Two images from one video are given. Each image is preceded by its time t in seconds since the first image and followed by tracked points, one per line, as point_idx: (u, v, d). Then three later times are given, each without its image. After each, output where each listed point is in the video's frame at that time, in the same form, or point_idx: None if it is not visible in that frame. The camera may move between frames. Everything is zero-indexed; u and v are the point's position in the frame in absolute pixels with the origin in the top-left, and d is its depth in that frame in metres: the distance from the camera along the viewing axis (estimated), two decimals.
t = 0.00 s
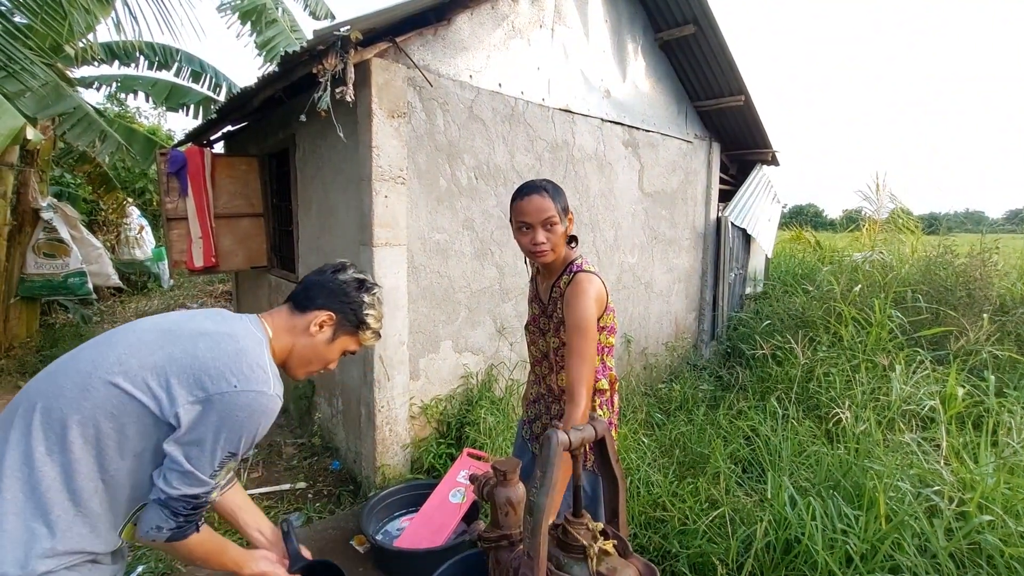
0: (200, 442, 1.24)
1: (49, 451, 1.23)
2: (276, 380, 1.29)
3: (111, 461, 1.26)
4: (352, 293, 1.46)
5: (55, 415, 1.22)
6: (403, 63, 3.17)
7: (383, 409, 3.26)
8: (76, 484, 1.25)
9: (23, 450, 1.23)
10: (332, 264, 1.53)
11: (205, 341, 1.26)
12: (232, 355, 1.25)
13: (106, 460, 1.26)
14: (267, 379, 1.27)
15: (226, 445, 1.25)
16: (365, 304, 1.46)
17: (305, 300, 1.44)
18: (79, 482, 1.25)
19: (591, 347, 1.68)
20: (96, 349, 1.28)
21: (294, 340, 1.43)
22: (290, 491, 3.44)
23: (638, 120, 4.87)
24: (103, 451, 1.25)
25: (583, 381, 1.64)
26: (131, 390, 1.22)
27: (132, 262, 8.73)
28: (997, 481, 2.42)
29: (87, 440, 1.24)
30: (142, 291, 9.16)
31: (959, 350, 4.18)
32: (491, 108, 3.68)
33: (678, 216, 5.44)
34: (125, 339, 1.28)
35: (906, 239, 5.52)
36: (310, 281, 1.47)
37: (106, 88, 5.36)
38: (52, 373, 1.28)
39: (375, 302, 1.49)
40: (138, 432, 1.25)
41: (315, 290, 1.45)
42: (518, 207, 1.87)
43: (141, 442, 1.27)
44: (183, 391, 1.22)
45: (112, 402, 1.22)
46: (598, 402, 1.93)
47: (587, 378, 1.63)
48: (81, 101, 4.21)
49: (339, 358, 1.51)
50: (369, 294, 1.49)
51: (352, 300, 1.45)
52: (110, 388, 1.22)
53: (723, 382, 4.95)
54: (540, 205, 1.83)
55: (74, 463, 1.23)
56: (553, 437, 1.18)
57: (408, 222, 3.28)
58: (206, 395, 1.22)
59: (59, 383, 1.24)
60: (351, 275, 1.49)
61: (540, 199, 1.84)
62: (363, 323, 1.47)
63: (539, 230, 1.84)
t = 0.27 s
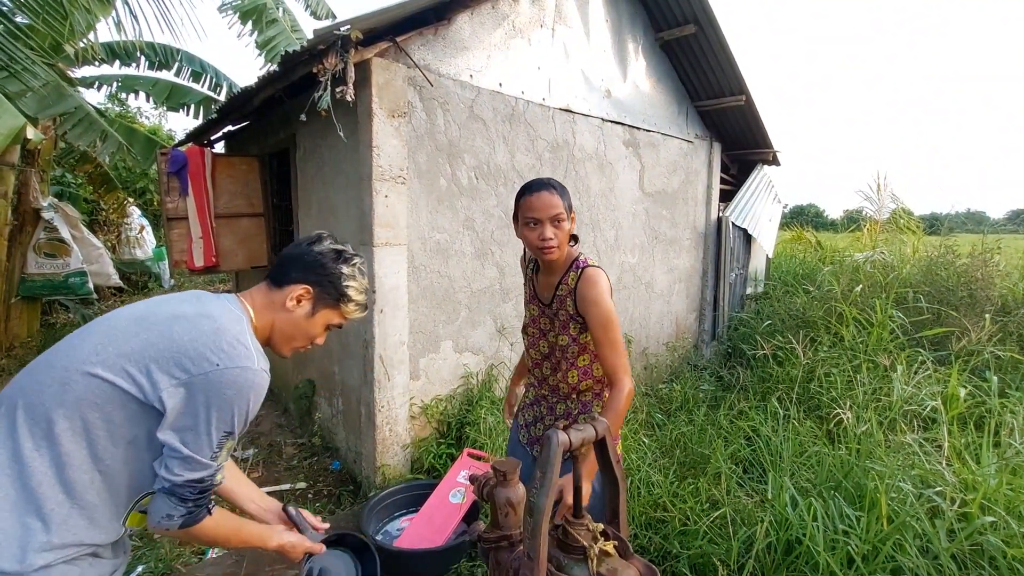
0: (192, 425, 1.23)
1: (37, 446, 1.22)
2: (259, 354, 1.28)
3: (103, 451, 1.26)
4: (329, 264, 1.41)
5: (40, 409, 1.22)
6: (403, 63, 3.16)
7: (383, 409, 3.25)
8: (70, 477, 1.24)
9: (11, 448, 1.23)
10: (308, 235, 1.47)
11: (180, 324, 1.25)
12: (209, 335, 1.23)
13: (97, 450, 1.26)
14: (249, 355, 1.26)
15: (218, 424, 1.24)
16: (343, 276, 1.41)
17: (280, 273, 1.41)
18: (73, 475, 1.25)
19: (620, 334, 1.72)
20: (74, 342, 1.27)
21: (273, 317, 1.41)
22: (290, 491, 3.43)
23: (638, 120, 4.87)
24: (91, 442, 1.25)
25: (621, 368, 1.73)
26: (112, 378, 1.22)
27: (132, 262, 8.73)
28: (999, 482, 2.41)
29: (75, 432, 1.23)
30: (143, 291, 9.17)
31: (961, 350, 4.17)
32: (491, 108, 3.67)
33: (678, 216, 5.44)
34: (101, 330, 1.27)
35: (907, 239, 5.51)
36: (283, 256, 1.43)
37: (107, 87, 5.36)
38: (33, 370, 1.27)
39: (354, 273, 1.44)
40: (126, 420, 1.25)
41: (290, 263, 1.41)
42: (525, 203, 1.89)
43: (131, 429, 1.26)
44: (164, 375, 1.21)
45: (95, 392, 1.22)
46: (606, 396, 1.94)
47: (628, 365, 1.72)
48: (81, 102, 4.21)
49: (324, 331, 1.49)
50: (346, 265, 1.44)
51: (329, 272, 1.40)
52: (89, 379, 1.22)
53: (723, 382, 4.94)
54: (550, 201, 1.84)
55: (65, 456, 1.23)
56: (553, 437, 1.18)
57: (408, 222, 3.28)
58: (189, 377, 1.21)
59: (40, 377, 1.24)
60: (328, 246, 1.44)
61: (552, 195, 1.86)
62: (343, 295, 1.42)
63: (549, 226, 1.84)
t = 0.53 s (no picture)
0: (185, 414, 1.23)
1: (29, 443, 1.23)
2: (247, 339, 1.29)
3: (96, 445, 1.26)
4: (308, 245, 1.41)
5: (30, 407, 1.23)
6: (404, 64, 3.16)
7: (385, 410, 3.25)
8: (65, 472, 1.25)
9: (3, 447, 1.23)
10: (286, 219, 1.47)
11: (166, 314, 1.25)
12: (195, 323, 1.24)
13: (90, 445, 1.26)
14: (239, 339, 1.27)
15: (214, 411, 1.24)
16: (325, 255, 1.41)
17: (263, 261, 1.41)
18: (67, 470, 1.25)
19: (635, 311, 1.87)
20: (61, 340, 1.28)
21: (261, 304, 1.40)
22: (292, 492, 3.44)
23: (639, 120, 4.87)
24: (84, 436, 1.25)
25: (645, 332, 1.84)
26: (100, 371, 1.22)
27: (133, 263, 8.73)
28: (1001, 482, 2.41)
29: (67, 427, 1.24)
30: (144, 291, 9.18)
31: (963, 350, 4.17)
32: (492, 108, 3.67)
33: (679, 216, 5.44)
34: (88, 326, 1.27)
35: (909, 239, 5.50)
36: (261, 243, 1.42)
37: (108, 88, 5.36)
38: (22, 370, 1.28)
39: (336, 251, 1.44)
40: (118, 413, 1.25)
41: (270, 249, 1.41)
42: (526, 200, 1.90)
43: (125, 422, 1.26)
44: (154, 365, 1.22)
45: (85, 386, 1.22)
46: (607, 385, 2.03)
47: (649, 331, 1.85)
48: (83, 103, 4.22)
49: (314, 314, 1.48)
50: (326, 243, 1.43)
51: (309, 251, 1.40)
52: (78, 374, 1.22)
53: (725, 382, 4.94)
54: (558, 193, 1.87)
55: (59, 452, 1.24)
56: (555, 437, 1.19)
57: (409, 222, 3.28)
58: (180, 365, 1.22)
59: (30, 376, 1.24)
60: (305, 227, 1.43)
61: (557, 186, 1.89)
62: (327, 275, 1.42)
63: (552, 220, 1.86)
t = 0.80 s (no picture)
0: (209, 437, 1.24)
1: (43, 452, 1.22)
2: (267, 364, 1.31)
3: (111, 456, 1.27)
4: (315, 260, 1.41)
5: (49, 417, 1.22)
6: (404, 64, 3.17)
7: (385, 410, 3.26)
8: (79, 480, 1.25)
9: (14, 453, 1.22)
10: (294, 234, 1.47)
11: (192, 335, 1.25)
12: (222, 346, 1.25)
13: (106, 455, 1.27)
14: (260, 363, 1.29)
15: (242, 434, 1.26)
16: (332, 270, 1.41)
17: (271, 277, 1.42)
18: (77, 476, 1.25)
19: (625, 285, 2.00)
20: (78, 348, 1.26)
21: (272, 320, 1.43)
22: (292, 492, 3.44)
23: (639, 121, 4.87)
24: (102, 447, 1.25)
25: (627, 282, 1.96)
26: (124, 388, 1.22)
27: (134, 263, 8.74)
28: (1001, 482, 2.41)
29: (86, 439, 1.24)
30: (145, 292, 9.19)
31: (963, 350, 4.17)
32: (492, 109, 3.68)
33: (679, 216, 5.44)
34: (107, 337, 1.26)
35: (909, 239, 5.50)
36: (270, 259, 1.43)
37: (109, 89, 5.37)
38: (33, 375, 1.25)
39: (344, 265, 1.44)
40: (135, 427, 1.26)
41: (279, 266, 1.42)
42: (527, 197, 1.89)
43: (142, 436, 1.27)
44: (181, 387, 1.23)
45: (107, 401, 1.22)
46: (601, 373, 2.09)
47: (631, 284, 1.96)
48: (84, 104, 4.23)
49: (324, 328, 1.49)
50: (335, 258, 1.43)
51: (318, 269, 1.40)
52: (101, 390, 1.22)
53: (725, 382, 4.94)
54: (558, 190, 1.89)
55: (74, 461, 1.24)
56: (554, 437, 1.19)
57: (409, 222, 3.28)
58: (207, 389, 1.23)
59: (47, 385, 1.23)
60: (313, 242, 1.44)
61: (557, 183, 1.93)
62: (335, 290, 1.42)
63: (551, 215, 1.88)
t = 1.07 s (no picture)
0: (253, 540, 1.31)
1: (84, 541, 1.25)
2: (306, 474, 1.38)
3: (151, 541, 1.31)
4: (342, 375, 1.45)
5: (98, 511, 1.24)
6: (403, 65, 3.17)
7: (385, 410, 3.26)
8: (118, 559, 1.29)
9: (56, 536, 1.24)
10: (320, 344, 1.50)
11: (248, 451, 1.28)
12: (275, 465, 1.30)
13: (147, 541, 1.30)
14: (294, 472, 1.35)
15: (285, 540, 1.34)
16: (358, 383, 1.47)
17: (300, 389, 1.46)
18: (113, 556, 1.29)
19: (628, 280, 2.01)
20: (127, 443, 1.25)
21: (297, 428, 1.47)
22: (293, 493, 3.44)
23: (639, 121, 4.87)
24: (145, 535, 1.29)
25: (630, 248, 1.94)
26: (178, 495, 1.25)
27: (134, 264, 8.75)
28: (1000, 481, 2.41)
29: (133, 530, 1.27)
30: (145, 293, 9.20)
31: (963, 349, 4.17)
32: (492, 109, 3.68)
33: (679, 216, 5.44)
34: (158, 436, 1.25)
35: (909, 239, 5.50)
36: (300, 367, 1.47)
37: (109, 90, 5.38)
38: (79, 462, 1.25)
39: (366, 376, 1.50)
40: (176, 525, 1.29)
41: (308, 378, 1.46)
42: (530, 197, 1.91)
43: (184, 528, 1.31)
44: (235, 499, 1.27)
45: (158, 504, 1.25)
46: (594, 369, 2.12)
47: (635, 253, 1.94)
48: (84, 105, 4.23)
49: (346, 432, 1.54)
50: (358, 371, 1.48)
51: (344, 381, 1.45)
52: (155, 494, 1.24)
53: (725, 382, 4.95)
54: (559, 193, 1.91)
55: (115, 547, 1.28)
56: (553, 437, 1.19)
57: (409, 223, 3.29)
58: (252, 501, 1.28)
59: (96, 479, 1.23)
60: (340, 356, 1.47)
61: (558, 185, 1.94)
62: (360, 401, 1.47)
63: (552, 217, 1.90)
